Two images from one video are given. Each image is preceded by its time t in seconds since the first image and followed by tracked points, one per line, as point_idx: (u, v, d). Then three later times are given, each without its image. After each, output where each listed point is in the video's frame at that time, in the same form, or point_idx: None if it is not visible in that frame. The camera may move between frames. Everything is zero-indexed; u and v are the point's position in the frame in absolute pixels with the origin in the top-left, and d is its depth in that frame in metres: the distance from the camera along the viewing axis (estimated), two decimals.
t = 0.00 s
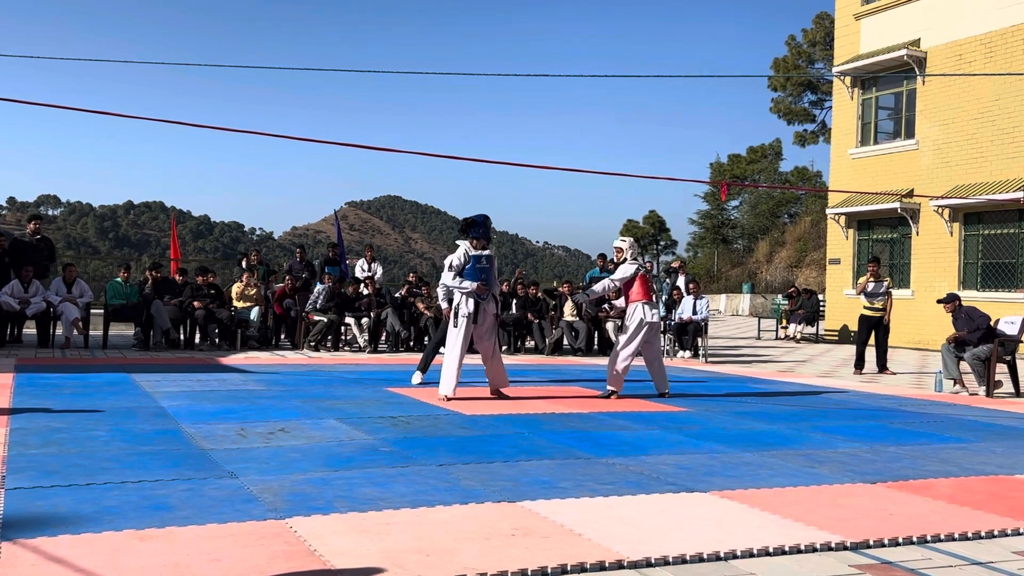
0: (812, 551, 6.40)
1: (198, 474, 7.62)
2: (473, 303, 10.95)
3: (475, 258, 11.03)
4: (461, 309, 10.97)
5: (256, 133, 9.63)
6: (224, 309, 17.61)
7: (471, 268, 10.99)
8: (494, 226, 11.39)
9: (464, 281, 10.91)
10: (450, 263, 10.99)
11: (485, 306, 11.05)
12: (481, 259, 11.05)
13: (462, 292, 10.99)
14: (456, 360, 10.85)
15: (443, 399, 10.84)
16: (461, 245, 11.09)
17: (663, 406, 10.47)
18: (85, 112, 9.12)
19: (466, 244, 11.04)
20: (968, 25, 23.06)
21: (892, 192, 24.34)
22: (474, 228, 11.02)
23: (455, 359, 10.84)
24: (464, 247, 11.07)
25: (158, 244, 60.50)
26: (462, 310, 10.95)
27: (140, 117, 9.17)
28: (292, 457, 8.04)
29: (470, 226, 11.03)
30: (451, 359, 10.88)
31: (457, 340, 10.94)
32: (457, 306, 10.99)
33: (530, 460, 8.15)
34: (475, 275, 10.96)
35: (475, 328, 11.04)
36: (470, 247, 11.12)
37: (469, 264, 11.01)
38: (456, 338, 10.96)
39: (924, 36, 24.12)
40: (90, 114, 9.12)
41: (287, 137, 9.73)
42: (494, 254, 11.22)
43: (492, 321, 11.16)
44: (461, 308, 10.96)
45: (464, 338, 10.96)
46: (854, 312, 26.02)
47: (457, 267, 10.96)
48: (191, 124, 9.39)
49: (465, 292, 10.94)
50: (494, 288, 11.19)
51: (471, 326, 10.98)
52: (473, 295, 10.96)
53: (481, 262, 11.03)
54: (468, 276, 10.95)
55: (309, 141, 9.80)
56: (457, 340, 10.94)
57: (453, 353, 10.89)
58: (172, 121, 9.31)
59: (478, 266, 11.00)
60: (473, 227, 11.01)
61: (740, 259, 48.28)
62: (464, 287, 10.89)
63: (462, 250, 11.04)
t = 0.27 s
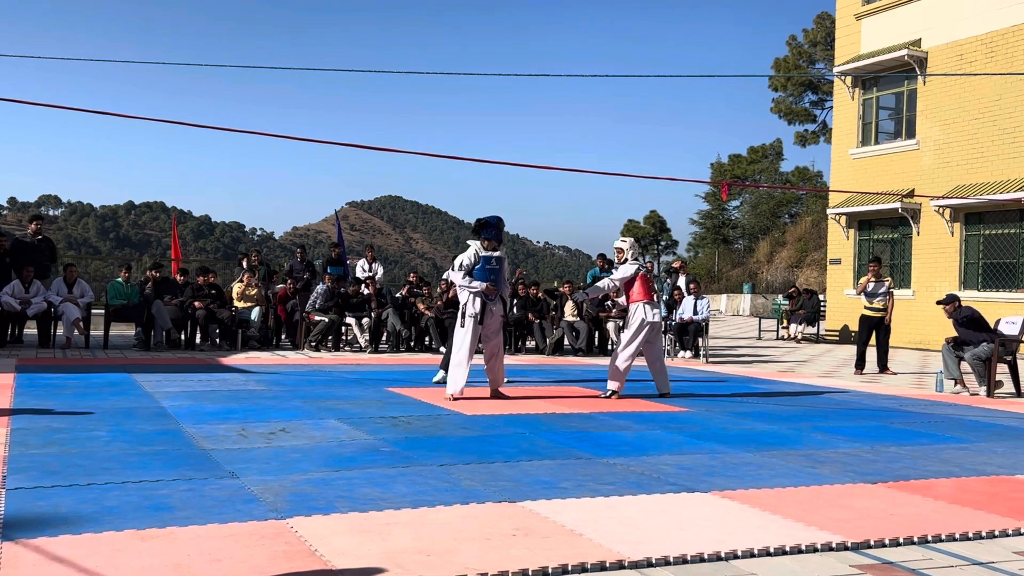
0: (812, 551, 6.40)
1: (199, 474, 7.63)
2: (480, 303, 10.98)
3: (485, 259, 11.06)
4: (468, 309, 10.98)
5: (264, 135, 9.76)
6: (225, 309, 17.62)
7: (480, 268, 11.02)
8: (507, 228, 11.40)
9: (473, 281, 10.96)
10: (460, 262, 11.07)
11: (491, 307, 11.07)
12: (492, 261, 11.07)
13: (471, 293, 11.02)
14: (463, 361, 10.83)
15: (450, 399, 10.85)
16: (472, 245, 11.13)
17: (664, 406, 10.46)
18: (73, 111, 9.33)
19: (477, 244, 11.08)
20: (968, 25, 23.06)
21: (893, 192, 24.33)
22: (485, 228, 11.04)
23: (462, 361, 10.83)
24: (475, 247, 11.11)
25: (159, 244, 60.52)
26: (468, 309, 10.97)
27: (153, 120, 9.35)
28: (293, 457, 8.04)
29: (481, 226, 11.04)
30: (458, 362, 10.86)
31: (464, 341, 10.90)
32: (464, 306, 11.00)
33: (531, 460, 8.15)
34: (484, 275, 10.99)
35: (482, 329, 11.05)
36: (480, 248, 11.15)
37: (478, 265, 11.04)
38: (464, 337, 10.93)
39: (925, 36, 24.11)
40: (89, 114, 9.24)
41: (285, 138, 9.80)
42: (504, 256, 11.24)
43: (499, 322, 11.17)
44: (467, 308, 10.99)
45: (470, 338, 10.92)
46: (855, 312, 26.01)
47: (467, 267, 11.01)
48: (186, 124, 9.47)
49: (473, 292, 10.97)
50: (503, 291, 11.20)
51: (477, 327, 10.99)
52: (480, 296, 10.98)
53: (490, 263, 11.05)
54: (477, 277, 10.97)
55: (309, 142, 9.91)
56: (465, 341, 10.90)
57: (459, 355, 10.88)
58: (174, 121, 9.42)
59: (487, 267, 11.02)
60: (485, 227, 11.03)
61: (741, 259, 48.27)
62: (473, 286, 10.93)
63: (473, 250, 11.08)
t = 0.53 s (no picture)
0: (812, 551, 6.41)
1: (199, 474, 7.63)
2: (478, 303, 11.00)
3: (484, 259, 11.03)
4: (467, 309, 11.00)
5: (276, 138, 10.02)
6: (225, 309, 17.64)
7: (479, 269, 11.00)
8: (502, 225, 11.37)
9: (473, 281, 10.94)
10: (459, 263, 11.02)
11: (490, 306, 11.09)
12: (490, 260, 11.06)
13: (470, 293, 11.01)
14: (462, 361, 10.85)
15: (450, 399, 10.85)
16: (470, 245, 11.09)
17: (664, 406, 10.46)
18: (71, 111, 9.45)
19: (474, 244, 11.05)
20: (968, 25, 23.07)
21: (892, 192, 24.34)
22: (483, 228, 11.01)
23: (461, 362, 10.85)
24: (472, 247, 11.08)
25: (160, 244, 60.52)
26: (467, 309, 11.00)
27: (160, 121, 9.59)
28: (293, 457, 8.05)
29: (479, 226, 11.00)
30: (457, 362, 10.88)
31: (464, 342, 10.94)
32: (463, 306, 11.02)
33: (531, 460, 8.15)
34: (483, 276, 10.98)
35: (480, 329, 11.08)
36: (477, 247, 11.11)
37: (477, 265, 11.01)
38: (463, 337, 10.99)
39: (925, 36, 24.12)
40: (89, 114, 9.44)
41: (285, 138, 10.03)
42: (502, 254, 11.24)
43: (497, 321, 11.21)
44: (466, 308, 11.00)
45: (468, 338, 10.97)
46: (855, 312, 26.01)
47: (467, 268, 10.98)
48: (186, 125, 9.69)
49: (472, 293, 10.97)
50: (501, 289, 11.21)
51: (476, 326, 11.02)
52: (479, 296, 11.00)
53: (489, 263, 11.04)
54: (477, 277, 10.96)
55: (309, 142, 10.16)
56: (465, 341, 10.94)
57: (458, 355, 10.90)
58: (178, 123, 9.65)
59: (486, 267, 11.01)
60: (482, 227, 11.00)
61: (741, 259, 48.27)
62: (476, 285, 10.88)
63: (471, 251, 11.04)
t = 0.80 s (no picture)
0: (810, 550, 6.45)
1: (200, 473, 7.67)
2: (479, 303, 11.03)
3: (482, 259, 11.11)
4: (467, 309, 11.05)
5: (271, 138, 9.82)
6: (226, 309, 17.68)
7: (478, 269, 11.07)
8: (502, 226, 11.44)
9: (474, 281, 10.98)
10: (459, 264, 11.10)
11: (490, 306, 11.12)
12: (489, 260, 11.13)
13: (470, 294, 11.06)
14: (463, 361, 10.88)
15: (449, 398, 10.88)
16: (469, 246, 11.18)
17: (662, 405, 10.51)
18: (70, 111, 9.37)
19: (473, 245, 11.12)
20: (965, 27, 23.10)
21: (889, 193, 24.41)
22: (480, 228, 11.08)
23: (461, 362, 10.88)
24: (471, 248, 11.17)
25: (162, 245, 60.58)
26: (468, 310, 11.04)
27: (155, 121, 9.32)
28: (294, 456, 8.09)
29: (477, 226, 11.08)
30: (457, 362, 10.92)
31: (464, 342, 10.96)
32: (463, 307, 11.07)
33: (530, 460, 8.19)
34: (482, 275, 11.04)
35: (481, 329, 11.12)
36: (476, 247, 11.20)
37: (476, 264, 11.10)
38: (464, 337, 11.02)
39: (923, 38, 24.14)
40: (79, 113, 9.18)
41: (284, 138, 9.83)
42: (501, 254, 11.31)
43: (497, 320, 11.25)
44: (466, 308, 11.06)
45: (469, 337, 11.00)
46: (853, 312, 26.04)
47: (466, 268, 11.05)
48: (180, 125, 9.44)
49: (472, 293, 11.02)
50: (500, 289, 11.25)
51: (477, 327, 11.06)
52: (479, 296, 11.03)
53: (487, 263, 11.10)
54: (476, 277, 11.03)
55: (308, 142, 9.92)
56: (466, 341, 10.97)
57: (459, 355, 10.94)
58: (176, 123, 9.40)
59: (485, 267, 11.07)
60: (480, 227, 11.08)
61: (739, 260, 48.34)
62: (474, 286, 10.93)
63: (469, 251, 11.13)
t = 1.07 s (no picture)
0: (805, 547, 6.52)
1: (200, 471, 7.73)
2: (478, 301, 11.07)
3: (480, 259, 11.19)
4: (466, 309, 11.10)
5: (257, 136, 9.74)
6: (226, 308, 17.71)
7: (477, 269, 11.16)
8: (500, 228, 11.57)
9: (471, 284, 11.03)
10: (458, 264, 11.16)
11: (489, 306, 11.18)
12: (487, 260, 11.22)
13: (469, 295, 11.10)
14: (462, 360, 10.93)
15: (448, 396, 10.95)
16: (467, 247, 11.30)
17: (659, 404, 10.58)
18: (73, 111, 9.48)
19: (471, 245, 11.23)
20: (958, 29, 23.18)
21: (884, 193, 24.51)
22: (479, 228, 11.20)
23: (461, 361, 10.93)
24: (469, 249, 11.27)
25: (163, 246, 60.69)
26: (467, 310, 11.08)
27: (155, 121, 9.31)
28: (294, 455, 8.15)
29: (475, 226, 11.20)
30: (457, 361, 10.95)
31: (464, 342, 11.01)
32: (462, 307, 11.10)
33: (528, 458, 8.25)
34: (480, 275, 11.13)
35: (480, 328, 11.18)
36: (474, 249, 11.28)
37: (474, 264, 11.17)
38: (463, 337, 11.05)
39: (917, 40, 24.23)
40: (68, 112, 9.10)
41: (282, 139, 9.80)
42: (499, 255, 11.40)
43: (495, 320, 11.30)
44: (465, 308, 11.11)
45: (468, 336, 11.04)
46: (848, 312, 26.12)
47: (463, 269, 11.11)
48: (176, 125, 9.41)
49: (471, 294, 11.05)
50: (498, 290, 11.32)
51: (476, 326, 11.09)
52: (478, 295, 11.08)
53: (486, 262, 11.18)
54: (474, 277, 11.12)
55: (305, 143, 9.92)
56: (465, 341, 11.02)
57: (458, 355, 10.98)
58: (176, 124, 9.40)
59: (484, 267, 11.16)
60: (478, 227, 11.19)
61: (735, 260, 48.43)
62: (471, 289, 11.00)
63: (467, 252, 11.23)
